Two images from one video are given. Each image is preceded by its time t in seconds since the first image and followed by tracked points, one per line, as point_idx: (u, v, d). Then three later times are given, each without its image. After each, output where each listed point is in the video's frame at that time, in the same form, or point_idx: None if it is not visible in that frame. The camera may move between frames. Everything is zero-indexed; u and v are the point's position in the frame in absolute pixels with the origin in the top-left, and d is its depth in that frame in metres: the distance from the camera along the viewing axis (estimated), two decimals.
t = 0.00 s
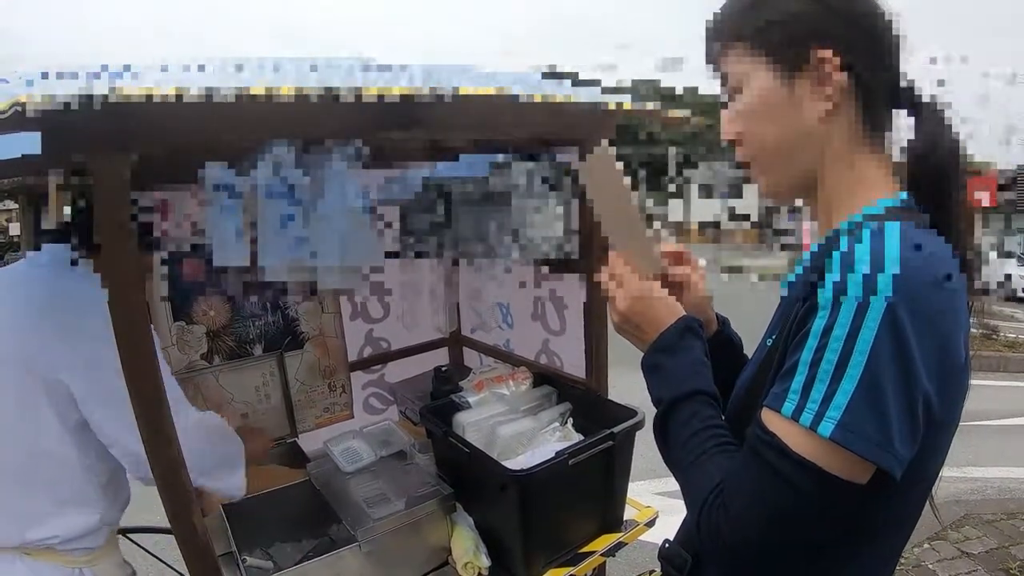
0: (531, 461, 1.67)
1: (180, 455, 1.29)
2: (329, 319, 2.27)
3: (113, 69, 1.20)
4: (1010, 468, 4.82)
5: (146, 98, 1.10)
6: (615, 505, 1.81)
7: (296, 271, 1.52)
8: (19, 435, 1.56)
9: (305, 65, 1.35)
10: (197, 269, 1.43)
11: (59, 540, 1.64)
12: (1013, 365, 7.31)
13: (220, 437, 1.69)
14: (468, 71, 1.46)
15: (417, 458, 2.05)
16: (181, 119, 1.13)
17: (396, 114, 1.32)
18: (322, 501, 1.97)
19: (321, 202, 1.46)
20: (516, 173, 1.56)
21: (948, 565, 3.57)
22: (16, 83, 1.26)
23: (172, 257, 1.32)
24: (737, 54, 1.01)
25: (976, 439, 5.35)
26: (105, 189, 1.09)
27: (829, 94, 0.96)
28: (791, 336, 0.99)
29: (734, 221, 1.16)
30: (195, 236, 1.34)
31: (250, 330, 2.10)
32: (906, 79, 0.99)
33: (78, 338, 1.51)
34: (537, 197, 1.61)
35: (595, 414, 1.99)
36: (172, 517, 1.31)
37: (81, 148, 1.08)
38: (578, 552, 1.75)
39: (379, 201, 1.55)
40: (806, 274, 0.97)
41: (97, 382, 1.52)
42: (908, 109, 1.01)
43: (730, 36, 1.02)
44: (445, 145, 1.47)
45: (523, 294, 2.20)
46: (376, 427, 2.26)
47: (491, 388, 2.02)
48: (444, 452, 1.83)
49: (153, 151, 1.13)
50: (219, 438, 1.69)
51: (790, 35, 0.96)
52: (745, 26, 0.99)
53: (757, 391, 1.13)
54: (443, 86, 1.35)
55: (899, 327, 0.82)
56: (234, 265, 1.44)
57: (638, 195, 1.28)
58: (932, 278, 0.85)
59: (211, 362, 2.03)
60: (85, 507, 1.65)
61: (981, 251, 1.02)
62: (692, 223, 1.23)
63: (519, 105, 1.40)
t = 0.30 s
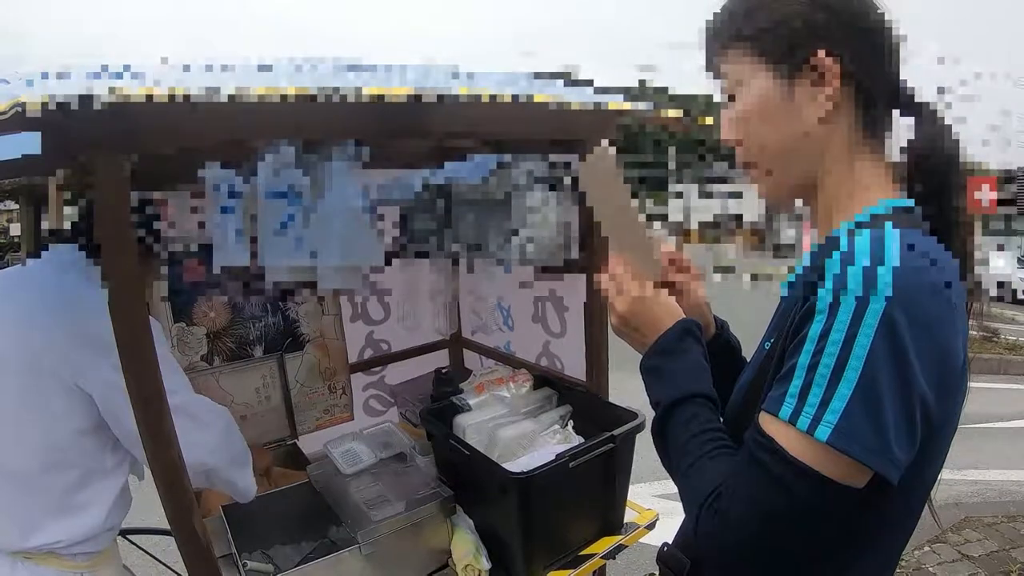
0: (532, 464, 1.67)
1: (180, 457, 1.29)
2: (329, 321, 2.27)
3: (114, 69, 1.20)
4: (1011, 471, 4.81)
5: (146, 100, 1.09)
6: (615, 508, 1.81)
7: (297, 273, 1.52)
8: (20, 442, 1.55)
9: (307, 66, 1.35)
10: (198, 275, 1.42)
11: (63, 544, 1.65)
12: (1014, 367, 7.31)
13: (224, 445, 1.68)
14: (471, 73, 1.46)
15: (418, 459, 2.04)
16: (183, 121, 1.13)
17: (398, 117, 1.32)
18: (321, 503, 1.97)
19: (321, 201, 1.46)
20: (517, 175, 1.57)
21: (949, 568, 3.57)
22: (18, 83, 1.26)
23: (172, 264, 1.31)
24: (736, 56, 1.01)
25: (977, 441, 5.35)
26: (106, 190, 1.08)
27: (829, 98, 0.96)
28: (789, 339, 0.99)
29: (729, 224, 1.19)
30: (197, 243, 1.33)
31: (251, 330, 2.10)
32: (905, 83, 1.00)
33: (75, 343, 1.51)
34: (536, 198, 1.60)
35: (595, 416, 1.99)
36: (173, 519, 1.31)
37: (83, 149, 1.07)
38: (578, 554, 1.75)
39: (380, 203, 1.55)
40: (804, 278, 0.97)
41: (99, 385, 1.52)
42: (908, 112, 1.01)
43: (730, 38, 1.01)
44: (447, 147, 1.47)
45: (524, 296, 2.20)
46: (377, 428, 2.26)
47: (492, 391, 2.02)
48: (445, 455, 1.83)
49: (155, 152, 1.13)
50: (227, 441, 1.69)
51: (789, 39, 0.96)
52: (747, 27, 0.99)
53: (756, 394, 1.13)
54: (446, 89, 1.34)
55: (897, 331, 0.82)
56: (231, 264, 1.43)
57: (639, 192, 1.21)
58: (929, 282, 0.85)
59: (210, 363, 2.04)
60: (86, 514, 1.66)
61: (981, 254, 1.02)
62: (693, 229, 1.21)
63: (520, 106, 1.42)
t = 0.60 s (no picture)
0: (532, 465, 1.67)
1: (180, 458, 1.29)
2: (329, 322, 2.27)
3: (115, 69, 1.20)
4: (1012, 472, 4.81)
5: (146, 100, 1.10)
6: (615, 509, 1.81)
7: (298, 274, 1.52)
8: (21, 446, 1.54)
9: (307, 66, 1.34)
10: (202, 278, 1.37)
11: (63, 547, 1.64)
12: (1014, 369, 7.31)
13: (230, 447, 1.69)
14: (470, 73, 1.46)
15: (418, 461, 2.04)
16: (183, 121, 1.13)
17: (398, 118, 1.32)
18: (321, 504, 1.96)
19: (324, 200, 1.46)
20: (513, 180, 1.57)
21: (950, 570, 3.57)
22: (19, 83, 1.26)
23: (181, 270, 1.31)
24: (736, 56, 1.01)
25: (978, 443, 5.35)
26: (107, 192, 1.08)
27: (828, 98, 0.96)
28: (787, 340, 0.99)
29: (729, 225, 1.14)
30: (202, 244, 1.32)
31: (252, 332, 2.11)
32: (905, 84, 1.00)
33: (78, 344, 1.51)
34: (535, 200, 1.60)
35: (595, 417, 1.99)
36: (173, 520, 1.31)
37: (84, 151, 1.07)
38: (579, 556, 1.75)
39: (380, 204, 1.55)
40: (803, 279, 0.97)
41: (104, 386, 1.53)
42: (908, 113, 1.01)
43: (730, 39, 1.01)
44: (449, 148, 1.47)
45: (524, 298, 2.21)
46: (377, 430, 2.26)
47: (492, 392, 2.02)
48: (446, 457, 1.82)
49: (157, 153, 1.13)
50: (235, 445, 1.70)
51: (789, 39, 0.95)
52: (746, 28, 0.99)
53: (754, 395, 1.12)
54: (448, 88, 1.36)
55: (894, 334, 0.82)
56: (234, 265, 1.39)
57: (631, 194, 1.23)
58: (928, 284, 0.85)
59: (211, 364, 2.04)
60: (85, 518, 1.65)
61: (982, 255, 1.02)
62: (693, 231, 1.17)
63: (522, 109, 1.43)
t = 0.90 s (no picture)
0: (531, 465, 1.67)
1: (180, 459, 1.29)
2: (329, 323, 2.27)
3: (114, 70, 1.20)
4: (1011, 472, 4.82)
5: (144, 100, 1.10)
6: (615, 509, 1.81)
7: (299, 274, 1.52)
8: (23, 449, 1.54)
9: (307, 66, 1.36)
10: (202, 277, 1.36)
11: (66, 549, 1.64)
12: (1013, 368, 7.32)
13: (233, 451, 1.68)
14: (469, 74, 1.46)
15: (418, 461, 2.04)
16: (181, 122, 1.13)
17: (397, 118, 1.32)
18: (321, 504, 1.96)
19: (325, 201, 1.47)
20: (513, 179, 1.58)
21: (950, 569, 3.57)
22: (18, 83, 1.26)
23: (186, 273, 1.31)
24: (734, 55, 1.01)
25: (977, 443, 5.36)
26: (105, 192, 1.08)
27: (827, 97, 0.96)
28: (782, 339, 0.99)
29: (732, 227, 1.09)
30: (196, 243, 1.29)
31: (251, 332, 2.10)
32: (904, 83, 0.99)
33: (77, 346, 1.51)
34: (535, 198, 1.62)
35: (595, 418, 1.99)
36: (171, 520, 1.30)
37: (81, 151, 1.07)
38: (579, 556, 1.75)
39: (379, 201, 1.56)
40: (798, 279, 0.97)
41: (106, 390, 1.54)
42: (906, 112, 1.00)
43: (727, 38, 1.01)
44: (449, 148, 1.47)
45: (523, 298, 2.21)
46: (376, 430, 2.26)
47: (491, 392, 2.04)
48: (445, 456, 1.82)
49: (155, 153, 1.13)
50: (236, 448, 1.69)
51: (786, 39, 0.95)
52: (744, 28, 0.99)
53: (751, 394, 1.12)
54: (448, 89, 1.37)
55: (890, 333, 0.82)
56: (235, 265, 1.38)
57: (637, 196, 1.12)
58: (924, 284, 0.85)
59: (210, 365, 2.03)
60: (88, 519, 1.66)
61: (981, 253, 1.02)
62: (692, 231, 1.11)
63: (522, 109, 1.41)
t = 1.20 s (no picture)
0: (529, 466, 1.67)
1: (177, 461, 1.29)
2: (326, 323, 2.27)
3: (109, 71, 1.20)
4: (1009, 469, 4.83)
5: (139, 100, 1.09)
6: (613, 508, 1.81)
7: (297, 274, 1.52)
8: (19, 449, 1.54)
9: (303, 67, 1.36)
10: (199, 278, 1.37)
11: (61, 552, 1.63)
12: (1011, 366, 7.33)
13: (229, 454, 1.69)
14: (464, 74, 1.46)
15: (415, 462, 2.04)
16: (176, 123, 1.12)
17: (393, 118, 1.32)
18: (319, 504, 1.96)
19: (323, 201, 1.48)
20: (510, 178, 1.57)
21: (948, 567, 3.58)
22: (13, 86, 1.26)
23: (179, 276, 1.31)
24: (728, 55, 1.01)
25: (974, 441, 5.37)
26: (100, 193, 1.08)
27: (820, 96, 0.96)
28: (777, 339, 0.99)
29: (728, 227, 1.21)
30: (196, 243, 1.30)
31: (248, 334, 2.10)
32: (898, 81, 1.00)
33: (73, 348, 1.51)
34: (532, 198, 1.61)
35: (592, 417, 1.99)
36: (168, 522, 1.30)
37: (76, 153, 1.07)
38: (577, 556, 1.75)
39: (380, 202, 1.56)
40: (791, 278, 0.97)
41: (97, 389, 1.52)
42: (902, 109, 1.00)
43: (722, 38, 1.01)
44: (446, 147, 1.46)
45: (520, 298, 2.21)
46: (374, 430, 2.25)
47: (488, 392, 2.03)
48: (443, 456, 1.82)
49: (151, 154, 1.13)
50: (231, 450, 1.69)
51: (780, 38, 0.96)
52: (738, 28, 0.99)
53: (747, 394, 1.12)
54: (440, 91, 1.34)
55: (883, 332, 0.82)
56: (235, 265, 1.38)
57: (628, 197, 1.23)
58: (919, 283, 0.85)
59: (207, 366, 2.03)
60: (83, 521, 1.64)
61: (976, 251, 1.02)
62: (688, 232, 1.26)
63: (519, 109, 1.40)
